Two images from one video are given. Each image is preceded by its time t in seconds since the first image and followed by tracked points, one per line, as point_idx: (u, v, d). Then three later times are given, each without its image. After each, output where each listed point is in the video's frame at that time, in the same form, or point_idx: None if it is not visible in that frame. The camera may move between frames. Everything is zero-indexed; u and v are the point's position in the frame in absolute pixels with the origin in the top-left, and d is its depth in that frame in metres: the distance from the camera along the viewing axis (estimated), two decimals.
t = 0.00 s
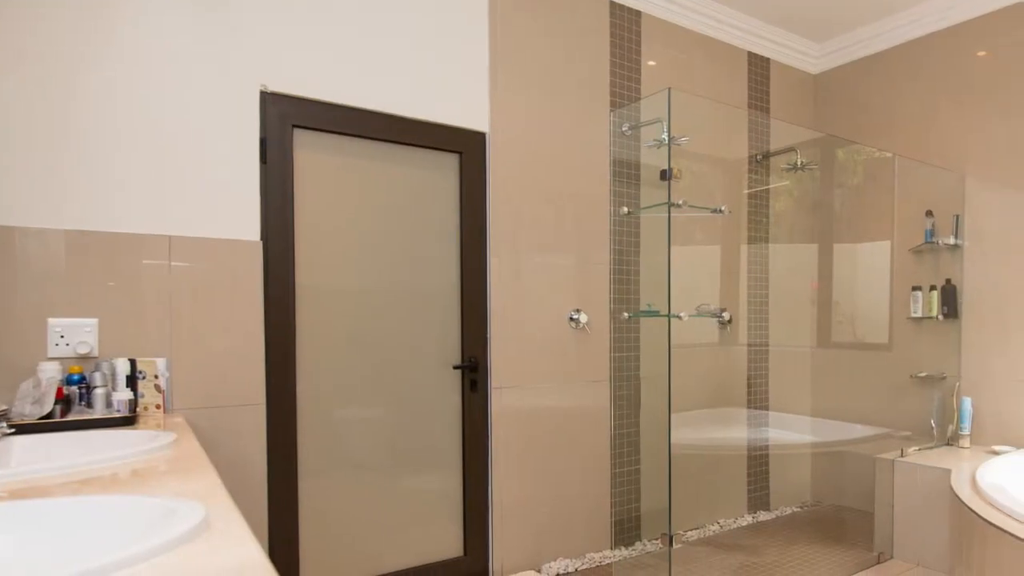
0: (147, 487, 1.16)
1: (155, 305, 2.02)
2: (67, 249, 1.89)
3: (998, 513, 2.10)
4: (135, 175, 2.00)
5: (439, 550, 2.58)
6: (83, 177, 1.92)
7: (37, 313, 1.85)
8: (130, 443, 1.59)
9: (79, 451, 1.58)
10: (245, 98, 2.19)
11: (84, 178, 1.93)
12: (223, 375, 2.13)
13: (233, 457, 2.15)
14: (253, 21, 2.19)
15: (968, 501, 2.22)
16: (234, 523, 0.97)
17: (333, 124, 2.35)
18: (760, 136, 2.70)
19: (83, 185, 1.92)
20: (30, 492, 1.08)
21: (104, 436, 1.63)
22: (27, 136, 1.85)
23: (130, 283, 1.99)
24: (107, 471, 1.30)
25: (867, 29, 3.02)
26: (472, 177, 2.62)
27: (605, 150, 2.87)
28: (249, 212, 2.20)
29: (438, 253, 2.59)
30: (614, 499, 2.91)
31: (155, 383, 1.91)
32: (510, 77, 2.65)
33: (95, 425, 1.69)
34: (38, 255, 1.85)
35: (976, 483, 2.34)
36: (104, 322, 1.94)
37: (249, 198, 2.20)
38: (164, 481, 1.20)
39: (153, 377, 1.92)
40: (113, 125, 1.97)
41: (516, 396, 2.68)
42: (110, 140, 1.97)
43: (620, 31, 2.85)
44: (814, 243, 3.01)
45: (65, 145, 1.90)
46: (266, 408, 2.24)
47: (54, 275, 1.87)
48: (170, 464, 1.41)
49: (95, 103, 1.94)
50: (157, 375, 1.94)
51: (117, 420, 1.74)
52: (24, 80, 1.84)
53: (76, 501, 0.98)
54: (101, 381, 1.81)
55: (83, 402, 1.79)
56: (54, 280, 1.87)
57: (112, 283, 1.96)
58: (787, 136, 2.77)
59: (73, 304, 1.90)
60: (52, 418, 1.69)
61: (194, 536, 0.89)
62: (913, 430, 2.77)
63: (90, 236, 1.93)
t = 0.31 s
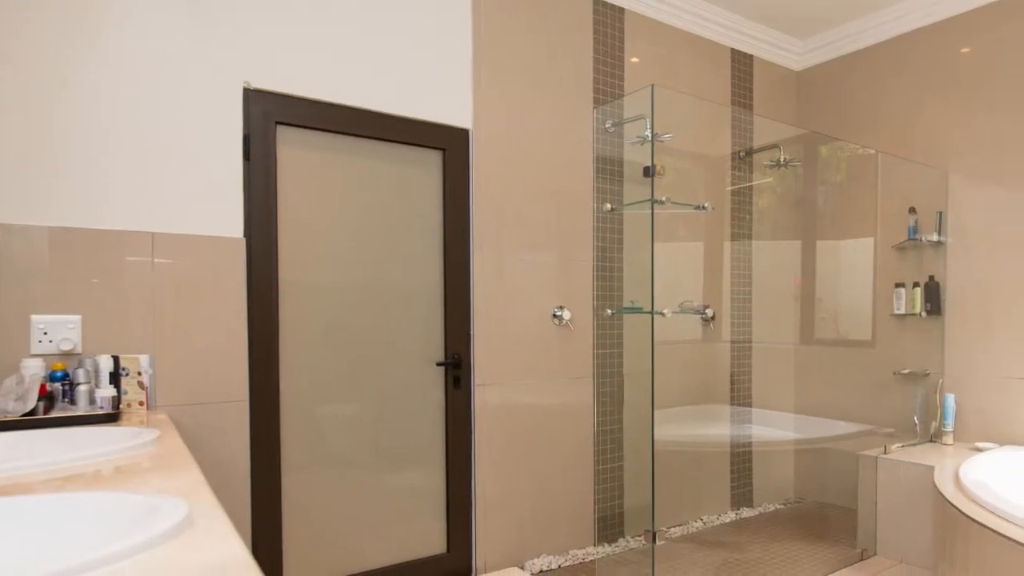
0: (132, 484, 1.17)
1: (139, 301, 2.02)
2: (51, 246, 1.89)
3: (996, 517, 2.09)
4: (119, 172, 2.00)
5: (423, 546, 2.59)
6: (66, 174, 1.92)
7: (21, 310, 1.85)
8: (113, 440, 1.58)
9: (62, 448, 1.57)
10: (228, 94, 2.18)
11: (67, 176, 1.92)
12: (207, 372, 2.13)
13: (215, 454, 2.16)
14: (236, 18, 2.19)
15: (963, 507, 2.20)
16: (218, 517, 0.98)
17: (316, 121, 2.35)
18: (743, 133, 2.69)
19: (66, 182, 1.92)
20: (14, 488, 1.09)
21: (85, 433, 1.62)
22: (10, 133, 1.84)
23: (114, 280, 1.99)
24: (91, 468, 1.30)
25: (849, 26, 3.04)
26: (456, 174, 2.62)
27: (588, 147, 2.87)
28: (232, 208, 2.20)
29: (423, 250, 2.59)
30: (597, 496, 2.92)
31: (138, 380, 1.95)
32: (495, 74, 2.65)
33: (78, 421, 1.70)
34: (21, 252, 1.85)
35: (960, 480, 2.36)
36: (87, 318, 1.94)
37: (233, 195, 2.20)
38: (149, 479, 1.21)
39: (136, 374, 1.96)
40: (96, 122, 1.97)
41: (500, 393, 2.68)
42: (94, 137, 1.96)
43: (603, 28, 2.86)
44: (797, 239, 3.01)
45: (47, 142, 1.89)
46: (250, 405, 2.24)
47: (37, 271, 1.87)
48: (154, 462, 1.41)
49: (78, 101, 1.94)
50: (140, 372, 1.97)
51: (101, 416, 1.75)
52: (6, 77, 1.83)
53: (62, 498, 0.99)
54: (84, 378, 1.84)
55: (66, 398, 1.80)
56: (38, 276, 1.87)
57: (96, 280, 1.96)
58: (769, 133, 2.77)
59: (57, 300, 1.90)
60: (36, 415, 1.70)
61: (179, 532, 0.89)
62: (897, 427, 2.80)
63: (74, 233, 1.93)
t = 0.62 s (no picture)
0: (116, 482, 1.18)
1: (123, 298, 2.03)
2: (33, 242, 1.89)
3: (981, 515, 2.11)
4: (102, 169, 2.00)
5: (407, 544, 2.59)
6: (49, 170, 1.92)
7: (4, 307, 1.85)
8: (97, 437, 1.60)
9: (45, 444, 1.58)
10: (211, 91, 2.18)
11: (50, 172, 1.92)
12: (190, 369, 2.14)
13: (199, 451, 2.16)
14: (219, 14, 2.19)
15: (947, 504, 2.21)
16: (201, 509, 1.01)
17: (300, 118, 2.34)
18: (726, 130, 2.69)
19: (49, 179, 1.92)
20: None
21: (67, 430, 1.62)
22: None
23: (98, 276, 1.99)
24: (73, 466, 1.30)
25: (834, 22, 3.09)
26: (440, 171, 2.62)
27: (570, 144, 2.88)
28: (216, 205, 2.20)
29: (407, 248, 2.59)
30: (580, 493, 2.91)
31: (121, 377, 1.94)
32: (480, 71, 2.65)
33: (61, 419, 1.69)
34: (4, 249, 1.85)
35: (945, 477, 2.38)
36: (71, 315, 1.94)
37: (216, 191, 2.20)
38: (132, 477, 1.22)
39: (119, 371, 1.95)
40: (78, 119, 1.97)
41: (485, 390, 2.69)
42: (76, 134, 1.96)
43: (586, 24, 2.86)
44: (779, 235, 2.95)
45: (30, 138, 1.89)
46: (234, 402, 2.24)
47: (20, 269, 1.87)
48: (137, 459, 1.42)
49: (61, 98, 1.94)
50: (123, 369, 1.96)
51: (84, 414, 1.75)
52: None
53: (48, 495, 1.00)
54: (67, 375, 1.83)
55: (50, 395, 1.80)
56: (20, 274, 1.87)
57: (79, 277, 1.96)
58: (751, 130, 2.75)
59: (40, 298, 1.90)
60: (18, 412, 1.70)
61: (161, 530, 0.89)
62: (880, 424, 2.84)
63: (57, 229, 1.93)
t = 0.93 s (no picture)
0: (98, 477, 1.18)
1: (106, 296, 2.03)
2: (16, 239, 1.90)
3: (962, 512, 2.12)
4: (84, 165, 2.00)
5: (390, 541, 2.59)
6: (31, 167, 1.92)
7: None
8: (81, 434, 1.61)
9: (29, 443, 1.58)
10: (193, 87, 2.18)
11: (33, 169, 1.93)
12: (172, 366, 2.14)
13: (181, 448, 2.16)
14: (202, 11, 2.18)
15: (930, 501, 2.22)
16: (178, 502, 1.02)
17: (283, 115, 2.34)
18: (710, 127, 2.68)
19: (32, 176, 1.92)
20: None
21: (49, 428, 1.64)
22: None
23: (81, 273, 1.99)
24: (57, 462, 1.31)
25: (817, 19, 3.11)
26: (423, 167, 2.62)
27: (553, 140, 2.88)
28: (199, 202, 2.20)
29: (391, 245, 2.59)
30: (563, 490, 2.90)
31: (104, 374, 1.89)
32: (463, 68, 2.65)
33: (41, 415, 1.70)
34: None
35: (927, 474, 2.39)
36: (54, 312, 1.95)
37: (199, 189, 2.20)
38: (114, 472, 1.21)
39: (102, 367, 1.89)
40: (61, 116, 1.97)
41: (468, 387, 2.69)
42: (59, 131, 1.97)
43: (569, 21, 2.86)
44: (763, 232, 2.99)
45: (12, 135, 1.90)
46: (216, 399, 2.24)
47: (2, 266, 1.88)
48: (120, 455, 1.42)
49: (43, 94, 1.94)
50: (107, 365, 1.91)
51: (66, 411, 1.76)
52: None
53: (23, 490, 1.00)
54: (50, 372, 1.81)
55: (33, 392, 1.79)
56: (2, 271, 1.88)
57: (62, 274, 1.97)
58: (735, 127, 2.75)
59: (23, 295, 1.91)
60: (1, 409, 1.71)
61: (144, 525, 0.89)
62: (863, 421, 2.84)
63: (39, 226, 1.93)
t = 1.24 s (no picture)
0: (81, 473, 1.19)
1: (88, 292, 2.04)
2: None
3: (945, 508, 2.12)
4: (67, 162, 2.00)
5: (373, 537, 2.59)
6: (14, 163, 1.92)
7: None
8: (64, 430, 1.62)
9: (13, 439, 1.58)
10: (176, 84, 2.18)
11: (15, 165, 1.93)
12: (154, 363, 2.14)
13: (163, 444, 2.16)
14: (186, 8, 2.18)
15: (913, 498, 2.22)
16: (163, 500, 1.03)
17: (266, 112, 2.34)
18: (693, 124, 2.68)
19: (15, 172, 1.92)
20: None
21: (33, 425, 1.63)
22: None
23: (63, 270, 2.00)
24: (40, 459, 1.31)
25: (800, 16, 3.12)
26: (406, 164, 2.62)
27: (536, 137, 2.89)
28: (182, 199, 2.20)
29: (374, 242, 2.59)
30: (546, 486, 2.92)
31: (87, 371, 1.94)
32: (447, 65, 2.65)
33: (24, 412, 1.69)
34: None
35: (911, 471, 2.40)
36: (36, 309, 1.95)
37: (182, 185, 2.20)
38: (98, 468, 1.23)
39: (86, 364, 1.95)
40: (43, 112, 1.96)
41: (451, 383, 2.69)
42: (42, 127, 1.96)
43: (552, 18, 2.86)
44: (747, 230, 3.00)
45: None
46: (199, 396, 2.24)
47: None
48: (104, 451, 1.43)
49: (26, 90, 1.94)
50: (90, 362, 1.96)
51: (50, 407, 1.75)
52: None
53: (12, 488, 1.00)
54: (34, 369, 1.82)
55: (16, 389, 1.80)
56: None
57: (45, 271, 1.97)
58: (718, 124, 2.75)
59: (5, 292, 1.91)
60: None
61: (128, 521, 0.90)
62: (846, 418, 2.84)
63: (23, 222, 1.94)
